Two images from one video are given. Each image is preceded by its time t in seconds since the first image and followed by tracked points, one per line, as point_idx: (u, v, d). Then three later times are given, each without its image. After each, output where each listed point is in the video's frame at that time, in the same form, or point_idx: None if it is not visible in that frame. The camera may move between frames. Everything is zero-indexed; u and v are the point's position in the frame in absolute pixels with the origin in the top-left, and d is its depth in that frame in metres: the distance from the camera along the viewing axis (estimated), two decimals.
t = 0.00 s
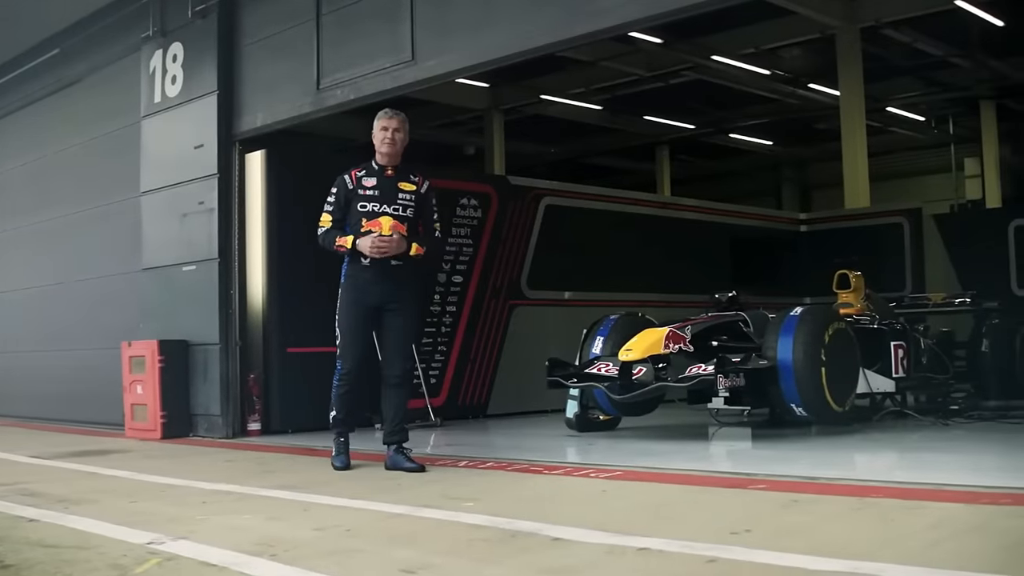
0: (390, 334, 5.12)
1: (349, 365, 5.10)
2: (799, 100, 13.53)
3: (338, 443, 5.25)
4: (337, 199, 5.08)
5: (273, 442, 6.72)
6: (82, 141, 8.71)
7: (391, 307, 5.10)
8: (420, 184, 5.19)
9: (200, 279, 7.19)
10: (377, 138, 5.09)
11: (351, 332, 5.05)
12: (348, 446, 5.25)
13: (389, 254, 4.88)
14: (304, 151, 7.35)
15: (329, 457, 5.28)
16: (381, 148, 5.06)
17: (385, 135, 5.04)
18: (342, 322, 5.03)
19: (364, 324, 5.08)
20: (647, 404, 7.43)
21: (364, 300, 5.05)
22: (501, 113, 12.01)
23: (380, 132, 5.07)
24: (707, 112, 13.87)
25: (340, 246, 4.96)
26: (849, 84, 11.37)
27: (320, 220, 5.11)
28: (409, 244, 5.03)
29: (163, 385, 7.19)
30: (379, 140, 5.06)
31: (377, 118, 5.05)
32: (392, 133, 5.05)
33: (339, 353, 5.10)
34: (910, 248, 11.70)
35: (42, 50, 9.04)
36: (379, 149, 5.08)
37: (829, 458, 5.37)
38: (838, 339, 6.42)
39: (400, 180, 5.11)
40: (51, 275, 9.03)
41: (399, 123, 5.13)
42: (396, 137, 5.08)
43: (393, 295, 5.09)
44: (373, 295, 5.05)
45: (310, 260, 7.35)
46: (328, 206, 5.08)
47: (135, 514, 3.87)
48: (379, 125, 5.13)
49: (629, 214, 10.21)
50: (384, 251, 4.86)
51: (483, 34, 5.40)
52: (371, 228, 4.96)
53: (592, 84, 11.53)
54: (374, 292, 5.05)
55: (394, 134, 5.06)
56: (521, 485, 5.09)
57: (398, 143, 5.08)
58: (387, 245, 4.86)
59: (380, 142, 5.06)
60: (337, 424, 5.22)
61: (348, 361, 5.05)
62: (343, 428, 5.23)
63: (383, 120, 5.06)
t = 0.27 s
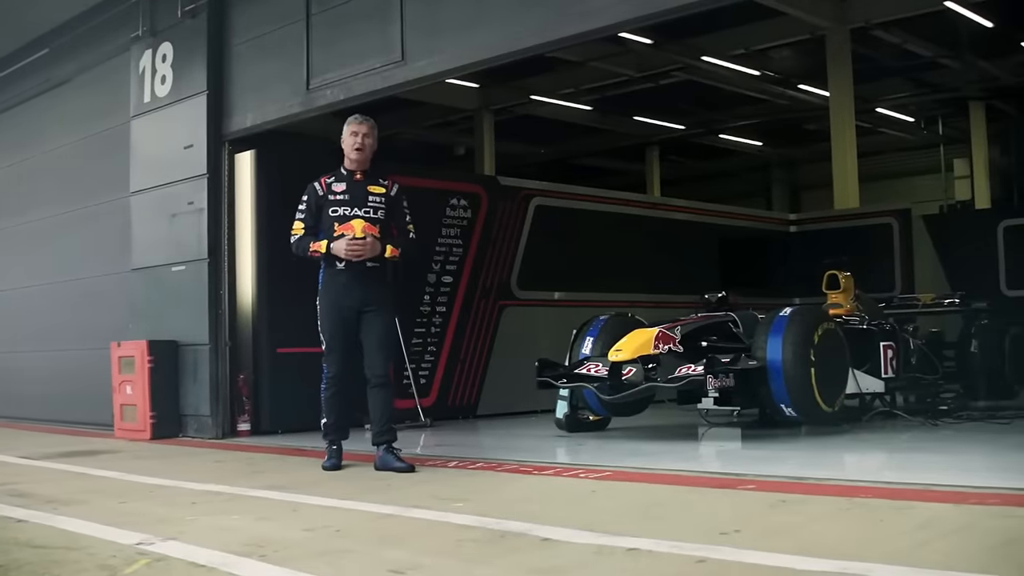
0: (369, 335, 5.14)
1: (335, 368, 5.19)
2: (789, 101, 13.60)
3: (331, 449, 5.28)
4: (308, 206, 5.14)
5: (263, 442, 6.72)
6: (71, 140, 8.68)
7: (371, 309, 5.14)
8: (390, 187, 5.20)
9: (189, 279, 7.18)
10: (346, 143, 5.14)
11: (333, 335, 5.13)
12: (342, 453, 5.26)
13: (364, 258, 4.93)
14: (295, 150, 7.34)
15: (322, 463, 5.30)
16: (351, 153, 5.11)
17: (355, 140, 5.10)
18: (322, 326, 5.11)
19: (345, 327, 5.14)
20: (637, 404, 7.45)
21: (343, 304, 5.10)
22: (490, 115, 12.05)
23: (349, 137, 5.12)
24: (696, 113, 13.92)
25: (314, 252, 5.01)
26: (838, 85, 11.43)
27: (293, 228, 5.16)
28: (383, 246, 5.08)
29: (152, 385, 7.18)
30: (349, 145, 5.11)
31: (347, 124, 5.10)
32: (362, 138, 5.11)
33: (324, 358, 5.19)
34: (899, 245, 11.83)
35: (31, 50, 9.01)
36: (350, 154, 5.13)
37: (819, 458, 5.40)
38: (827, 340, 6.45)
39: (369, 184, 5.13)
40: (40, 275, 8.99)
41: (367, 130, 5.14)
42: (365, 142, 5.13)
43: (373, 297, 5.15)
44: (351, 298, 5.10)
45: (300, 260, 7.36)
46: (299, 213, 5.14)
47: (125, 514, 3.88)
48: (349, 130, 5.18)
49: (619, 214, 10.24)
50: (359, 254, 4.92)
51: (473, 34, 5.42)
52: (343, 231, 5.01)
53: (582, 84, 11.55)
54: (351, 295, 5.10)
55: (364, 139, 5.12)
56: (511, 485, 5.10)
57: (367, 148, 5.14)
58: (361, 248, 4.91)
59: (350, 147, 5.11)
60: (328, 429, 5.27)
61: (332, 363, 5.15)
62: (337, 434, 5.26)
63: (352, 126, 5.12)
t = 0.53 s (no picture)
0: (353, 333, 5.19)
1: (323, 368, 5.20)
2: (783, 101, 13.64)
3: (324, 450, 5.26)
4: (288, 213, 5.16)
5: (258, 443, 6.71)
6: (66, 140, 8.66)
7: (354, 307, 5.18)
8: (366, 185, 5.23)
9: (184, 280, 7.18)
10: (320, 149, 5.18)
11: (317, 336, 5.15)
12: (336, 453, 5.24)
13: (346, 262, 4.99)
14: (290, 150, 7.33)
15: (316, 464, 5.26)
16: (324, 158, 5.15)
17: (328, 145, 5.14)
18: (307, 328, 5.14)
19: (329, 327, 5.18)
20: (632, 404, 7.47)
21: (325, 306, 5.13)
22: (484, 115, 12.07)
23: (322, 142, 5.15)
24: (691, 113, 13.94)
25: (299, 259, 5.05)
26: (833, 85, 11.47)
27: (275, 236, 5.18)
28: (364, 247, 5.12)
29: (147, 385, 7.17)
30: (321, 151, 5.14)
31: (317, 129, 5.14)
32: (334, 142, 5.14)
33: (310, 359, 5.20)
34: (894, 245, 11.80)
35: (26, 50, 9.00)
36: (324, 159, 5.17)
37: (813, 458, 5.42)
38: (821, 339, 6.47)
39: (346, 186, 5.15)
40: (35, 276, 8.97)
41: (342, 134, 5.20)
42: (338, 146, 5.16)
43: (357, 297, 5.18)
44: (335, 298, 5.14)
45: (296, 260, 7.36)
46: (280, 220, 5.16)
47: (119, 514, 3.88)
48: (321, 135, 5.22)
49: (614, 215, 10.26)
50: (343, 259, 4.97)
51: (467, 34, 5.42)
52: (324, 236, 5.06)
53: (577, 84, 11.56)
54: (334, 295, 5.13)
55: (337, 143, 5.14)
56: (506, 485, 5.11)
57: (340, 152, 5.16)
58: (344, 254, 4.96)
59: (323, 152, 5.14)
60: (320, 430, 5.26)
61: (321, 364, 5.15)
62: (331, 434, 5.25)
63: (324, 131, 5.15)
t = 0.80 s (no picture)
0: (348, 331, 5.18)
1: (320, 367, 5.20)
2: (781, 102, 13.66)
3: (321, 450, 5.25)
4: (280, 217, 5.19)
5: (255, 443, 6.72)
6: (63, 139, 8.66)
7: (350, 307, 5.19)
8: (357, 185, 5.22)
9: (181, 280, 7.18)
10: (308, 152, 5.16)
11: (314, 336, 5.16)
12: (334, 453, 5.23)
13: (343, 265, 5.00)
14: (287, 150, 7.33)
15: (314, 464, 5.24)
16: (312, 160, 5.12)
17: (315, 146, 5.12)
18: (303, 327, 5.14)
19: (325, 326, 5.18)
20: (630, 404, 7.49)
21: (321, 306, 5.14)
22: (482, 114, 12.08)
23: (309, 145, 5.14)
24: (688, 113, 13.95)
25: (295, 263, 5.07)
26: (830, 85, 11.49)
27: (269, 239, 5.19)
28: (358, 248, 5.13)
29: (144, 386, 7.17)
30: (309, 153, 5.13)
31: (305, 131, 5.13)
32: (321, 143, 5.12)
33: (308, 359, 5.20)
34: (891, 246, 11.75)
35: (23, 50, 9.00)
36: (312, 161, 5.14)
37: (810, 458, 5.43)
38: (818, 340, 6.47)
39: (337, 186, 5.15)
40: (31, 276, 8.98)
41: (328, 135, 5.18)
42: (326, 147, 5.14)
43: (353, 297, 5.18)
44: (331, 298, 5.13)
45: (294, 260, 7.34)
46: (273, 224, 5.19)
47: (115, 515, 3.88)
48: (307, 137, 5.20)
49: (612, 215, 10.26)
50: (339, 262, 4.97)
51: (465, 34, 5.43)
52: (318, 237, 5.09)
53: (574, 84, 11.56)
54: (329, 294, 5.13)
55: (324, 145, 5.13)
56: (504, 485, 5.12)
57: (328, 153, 5.14)
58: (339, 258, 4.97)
59: (311, 154, 5.12)
60: (318, 430, 5.26)
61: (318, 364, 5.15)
62: (329, 435, 5.25)
63: (310, 133, 5.14)
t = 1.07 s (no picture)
0: (350, 331, 5.19)
1: (320, 368, 5.19)
2: (780, 102, 13.67)
3: (320, 450, 5.24)
4: (281, 217, 5.17)
5: (254, 443, 6.72)
6: (63, 140, 8.66)
7: (350, 307, 5.19)
8: (355, 185, 5.24)
9: (180, 280, 7.18)
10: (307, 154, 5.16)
11: (315, 337, 5.16)
12: (334, 454, 5.22)
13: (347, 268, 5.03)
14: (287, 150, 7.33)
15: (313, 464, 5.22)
16: (311, 162, 5.13)
17: (314, 148, 5.12)
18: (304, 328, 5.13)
19: (325, 327, 5.18)
20: (629, 404, 7.48)
21: (322, 307, 5.14)
22: (481, 114, 12.09)
23: (307, 146, 5.14)
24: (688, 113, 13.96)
25: (296, 265, 5.07)
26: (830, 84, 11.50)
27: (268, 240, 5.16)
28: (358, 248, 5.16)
29: (144, 386, 7.17)
30: (309, 155, 5.13)
31: (303, 133, 5.13)
32: (320, 145, 5.13)
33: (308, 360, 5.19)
34: (890, 246, 11.74)
35: (22, 50, 8.99)
36: (311, 163, 5.14)
37: (809, 458, 5.43)
38: (817, 340, 6.48)
39: (337, 187, 5.17)
40: (31, 276, 8.98)
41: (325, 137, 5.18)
42: (325, 149, 5.15)
43: (353, 297, 5.19)
44: (332, 298, 5.14)
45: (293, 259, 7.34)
46: (273, 225, 5.17)
47: (115, 515, 3.88)
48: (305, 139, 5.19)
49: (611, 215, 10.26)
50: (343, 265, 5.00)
51: (464, 34, 5.43)
52: (320, 237, 5.10)
53: (574, 84, 11.56)
54: (329, 295, 5.13)
55: (323, 146, 5.13)
56: (504, 485, 5.12)
57: (328, 155, 5.15)
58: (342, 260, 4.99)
59: (310, 155, 5.13)
60: (318, 431, 5.25)
61: (318, 365, 5.15)
62: (328, 435, 5.25)
63: (308, 134, 5.14)
